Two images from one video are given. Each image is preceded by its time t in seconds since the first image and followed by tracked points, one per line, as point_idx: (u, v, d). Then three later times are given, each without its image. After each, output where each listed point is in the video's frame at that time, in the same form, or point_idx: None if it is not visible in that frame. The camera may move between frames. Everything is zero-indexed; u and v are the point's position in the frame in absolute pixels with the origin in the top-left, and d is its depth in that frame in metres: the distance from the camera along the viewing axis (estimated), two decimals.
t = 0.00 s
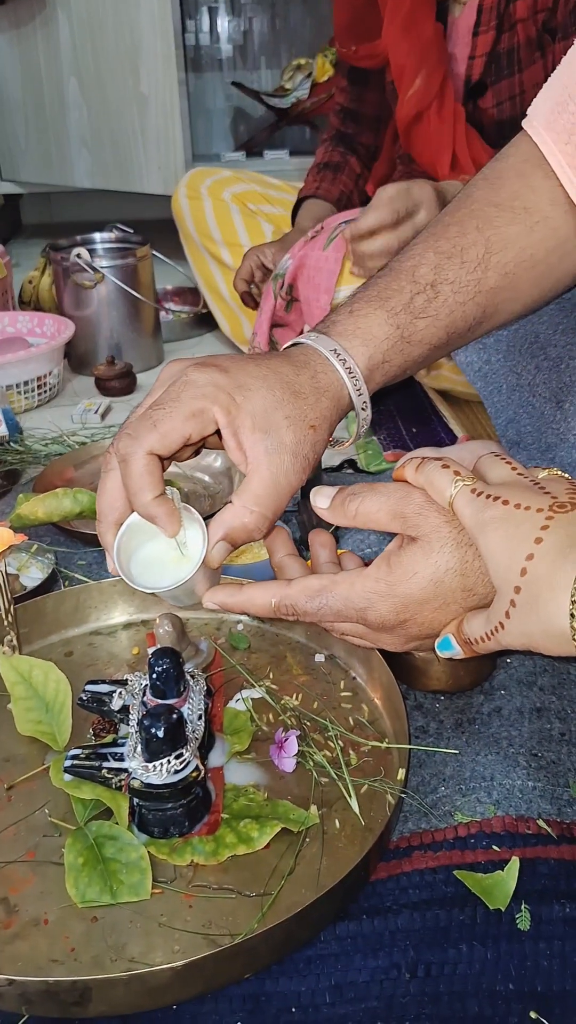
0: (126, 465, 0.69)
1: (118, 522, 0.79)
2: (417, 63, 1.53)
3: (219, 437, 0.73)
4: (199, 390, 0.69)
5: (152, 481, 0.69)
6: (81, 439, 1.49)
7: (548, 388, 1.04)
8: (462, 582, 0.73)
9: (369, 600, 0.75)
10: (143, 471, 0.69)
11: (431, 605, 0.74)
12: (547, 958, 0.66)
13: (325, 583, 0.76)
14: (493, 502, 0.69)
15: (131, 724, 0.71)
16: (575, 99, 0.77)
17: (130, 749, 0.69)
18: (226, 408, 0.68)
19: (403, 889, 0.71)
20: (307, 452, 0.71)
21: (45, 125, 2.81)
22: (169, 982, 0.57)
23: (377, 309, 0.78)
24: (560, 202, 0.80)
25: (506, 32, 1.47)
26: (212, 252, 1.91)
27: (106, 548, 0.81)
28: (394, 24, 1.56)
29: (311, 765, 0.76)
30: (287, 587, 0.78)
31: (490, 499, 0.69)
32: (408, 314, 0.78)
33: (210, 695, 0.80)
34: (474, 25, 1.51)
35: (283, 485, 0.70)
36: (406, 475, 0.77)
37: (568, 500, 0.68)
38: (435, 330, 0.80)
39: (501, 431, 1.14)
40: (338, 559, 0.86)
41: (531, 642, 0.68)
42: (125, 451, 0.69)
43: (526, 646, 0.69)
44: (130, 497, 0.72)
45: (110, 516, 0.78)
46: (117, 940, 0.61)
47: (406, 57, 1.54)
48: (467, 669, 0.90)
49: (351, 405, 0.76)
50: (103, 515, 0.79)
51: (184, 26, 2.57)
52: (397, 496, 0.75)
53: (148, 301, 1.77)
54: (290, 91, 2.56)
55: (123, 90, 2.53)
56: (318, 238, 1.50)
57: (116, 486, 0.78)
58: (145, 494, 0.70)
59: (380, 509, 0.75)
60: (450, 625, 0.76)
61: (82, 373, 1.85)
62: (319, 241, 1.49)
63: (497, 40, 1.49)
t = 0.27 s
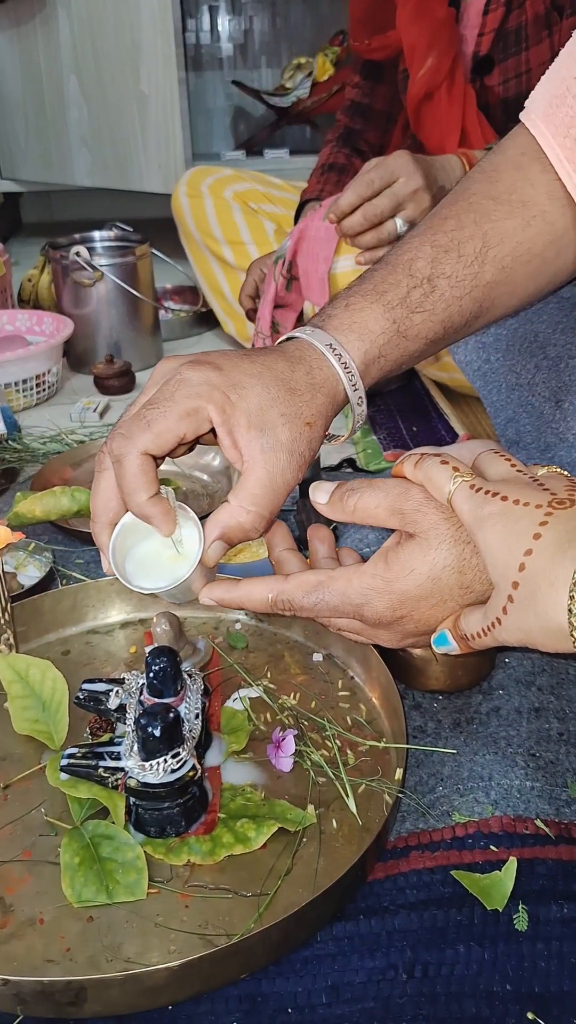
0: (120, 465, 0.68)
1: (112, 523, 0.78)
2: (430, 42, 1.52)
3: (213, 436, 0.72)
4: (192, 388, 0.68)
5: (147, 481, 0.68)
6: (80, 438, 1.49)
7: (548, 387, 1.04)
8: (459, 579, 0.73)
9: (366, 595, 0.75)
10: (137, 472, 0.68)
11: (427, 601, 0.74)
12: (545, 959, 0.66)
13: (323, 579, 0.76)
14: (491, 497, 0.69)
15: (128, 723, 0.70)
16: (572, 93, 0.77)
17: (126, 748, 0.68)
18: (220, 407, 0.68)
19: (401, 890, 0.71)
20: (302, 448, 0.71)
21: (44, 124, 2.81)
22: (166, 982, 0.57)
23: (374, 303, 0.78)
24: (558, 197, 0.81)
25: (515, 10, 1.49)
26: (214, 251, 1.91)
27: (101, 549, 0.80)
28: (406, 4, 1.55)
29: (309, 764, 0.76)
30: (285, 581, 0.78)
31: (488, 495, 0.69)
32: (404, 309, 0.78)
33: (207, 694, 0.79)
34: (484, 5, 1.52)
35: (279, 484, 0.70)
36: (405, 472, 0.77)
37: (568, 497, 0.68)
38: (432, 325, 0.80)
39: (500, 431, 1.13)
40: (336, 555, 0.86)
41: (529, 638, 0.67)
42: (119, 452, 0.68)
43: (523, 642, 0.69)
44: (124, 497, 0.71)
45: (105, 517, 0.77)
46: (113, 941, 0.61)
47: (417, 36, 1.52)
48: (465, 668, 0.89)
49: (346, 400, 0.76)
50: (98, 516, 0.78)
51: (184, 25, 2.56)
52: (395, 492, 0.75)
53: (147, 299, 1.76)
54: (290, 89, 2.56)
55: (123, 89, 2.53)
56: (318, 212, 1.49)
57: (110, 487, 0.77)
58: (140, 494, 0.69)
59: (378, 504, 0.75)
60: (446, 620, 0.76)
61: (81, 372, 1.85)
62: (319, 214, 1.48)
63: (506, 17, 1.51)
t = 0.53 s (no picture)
0: (115, 467, 0.68)
1: (108, 525, 0.79)
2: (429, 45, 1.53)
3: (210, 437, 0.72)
4: (189, 388, 0.68)
5: (142, 482, 0.68)
6: (77, 438, 1.49)
7: (546, 389, 1.04)
8: (456, 579, 0.73)
9: (364, 596, 0.75)
10: (132, 474, 0.68)
11: (425, 601, 0.74)
12: (541, 960, 0.66)
13: (320, 579, 0.76)
14: (489, 498, 0.69)
15: (125, 724, 0.70)
16: (571, 92, 0.77)
17: (123, 749, 0.68)
18: (216, 408, 0.67)
19: (398, 891, 0.71)
20: (299, 449, 0.71)
21: (44, 124, 2.80)
22: (162, 983, 0.57)
23: (370, 302, 0.78)
24: (556, 197, 0.81)
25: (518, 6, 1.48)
26: (219, 245, 1.91)
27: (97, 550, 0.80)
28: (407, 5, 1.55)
29: (306, 765, 0.76)
30: (282, 581, 0.78)
31: (486, 495, 0.69)
32: (401, 308, 0.78)
33: (205, 695, 0.79)
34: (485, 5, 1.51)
35: (275, 485, 0.70)
36: (403, 472, 0.77)
37: (565, 498, 0.68)
38: (429, 325, 0.80)
39: (499, 432, 1.14)
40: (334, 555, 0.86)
41: (525, 638, 0.67)
42: (114, 454, 0.68)
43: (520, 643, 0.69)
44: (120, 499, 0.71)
45: (100, 519, 0.78)
46: (110, 942, 0.61)
47: (417, 38, 1.54)
48: (462, 669, 0.89)
49: (342, 400, 0.76)
50: (93, 517, 0.79)
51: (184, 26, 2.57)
52: (393, 493, 0.75)
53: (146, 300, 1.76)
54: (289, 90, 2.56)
55: (122, 89, 2.53)
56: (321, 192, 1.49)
57: (106, 488, 0.77)
58: (135, 497, 0.69)
59: (375, 505, 0.75)
60: (443, 621, 0.76)
61: (79, 372, 1.85)
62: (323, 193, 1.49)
63: (508, 17, 1.50)
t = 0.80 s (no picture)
0: (111, 471, 0.68)
1: (105, 529, 0.78)
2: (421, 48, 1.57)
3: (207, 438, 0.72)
4: (185, 390, 0.68)
5: (138, 486, 0.68)
6: (76, 440, 1.49)
7: (543, 391, 1.04)
8: (452, 580, 0.73)
9: (361, 597, 0.75)
10: (128, 477, 0.68)
11: (421, 602, 0.75)
12: (538, 961, 0.66)
13: (317, 580, 0.76)
14: (485, 499, 0.69)
15: (122, 725, 0.70)
16: (567, 93, 0.78)
17: (121, 750, 0.69)
18: (211, 411, 0.68)
19: (395, 892, 0.71)
20: (295, 451, 0.71)
21: (42, 125, 2.79)
22: (160, 984, 0.57)
23: (366, 303, 0.78)
24: (552, 199, 0.82)
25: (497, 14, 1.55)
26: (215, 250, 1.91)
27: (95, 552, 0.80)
28: (396, 17, 1.61)
29: (303, 766, 0.76)
30: (280, 582, 0.78)
31: (482, 497, 0.69)
32: (397, 310, 0.78)
33: (203, 697, 0.79)
34: (466, 14, 1.57)
35: (272, 486, 0.70)
36: (399, 473, 0.77)
37: (562, 500, 0.68)
38: (424, 325, 0.80)
39: (496, 434, 1.14)
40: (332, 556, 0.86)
41: (522, 639, 0.67)
42: (109, 458, 0.68)
43: (516, 644, 0.69)
44: (116, 503, 0.71)
45: (97, 523, 0.78)
46: (107, 943, 0.61)
47: (409, 45, 1.58)
48: (459, 670, 0.89)
49: (338, 401, 0.76)
50: (90, 521, 0.78)
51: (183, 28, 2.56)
52: (390, 494, 0.75)
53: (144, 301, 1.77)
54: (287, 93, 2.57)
55: (121, 90, 2.53)
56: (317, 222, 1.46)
57: (102, 493, 0.77)
58: (132, 501, 0.69)
59: (372, 506, 0.75)
60: (441, 622, 0.76)
61: (78, 373, 1.85)
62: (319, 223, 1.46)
63: (488, 24, 1.56)
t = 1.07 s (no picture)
0: (107, 474, 0.68)
1: (101, 530, 0.78)
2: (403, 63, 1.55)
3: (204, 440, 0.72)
4: (181, 390, 0.68)
5: (134, 488, 0.68)
6: (73, 441, 1.49)
7: (540, 392, 1.05)
8: (448, 581, 0.73)
9: (358, 598, 0.75)
10: (124, 479, 0.68)
11: (418, 604, 0.75)
12: (534, 963, 0.66)
13: (313, 581, 0.76)
14: (482, 501, 0.69)
15: (119, 726, 0.70)
16: (566, 93, 0.78)
17: (117, 752, 0.68)
18: (207, 413, 0.68)
19: (391, 893, 0.71)
20: (291, 452, 0.71)
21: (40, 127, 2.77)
22: (156, 985, 0.57)
23: (363, 303, 0.78)
24: (548, 199, 0.82)
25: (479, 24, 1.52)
26: (211, 254, 1.90)
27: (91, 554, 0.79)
28: (378, 29, 1.58)
29: (300, 768, 0.76)
30: (276, 583, 0.78)
31: (479, 498, 0.70)
32: (393, 310, 0.78)
33: (200, 698, 0.80)
34: (447, 26, 1.54)
35: (268, 488, 0.70)
36: (396, 474, 0.77)
37: (558, 500, 0.68)
38: (421, 325, 0.80)
39: (493, 436, 1.14)
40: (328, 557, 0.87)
41: (518, 640, 0.68)
42: (105, 461, 0.68)
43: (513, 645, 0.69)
44: (112, 505, 0.71)
45: (94, 525, 0.77)
46: (103, 945, 0.61)
47: (391, 58, 1.55)
48: (456, 672, 0.89)
49: (335, 401, 0.76)
50: (86, 523, 0.77)
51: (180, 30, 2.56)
52: (386, 494, 0.75)
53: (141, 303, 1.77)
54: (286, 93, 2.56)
55: (119, 92, 2.53)
56: (314, 237, 1.46)
57: (98, 495, 0.76)
58: (128, 503, 0.69)
59: (369, 507, 0.76)
60: (438, 624, 0.76)
61: (75, 374, 1.85)
62: (317, 239, 1.45)
63: (470, 35, 1.53)
